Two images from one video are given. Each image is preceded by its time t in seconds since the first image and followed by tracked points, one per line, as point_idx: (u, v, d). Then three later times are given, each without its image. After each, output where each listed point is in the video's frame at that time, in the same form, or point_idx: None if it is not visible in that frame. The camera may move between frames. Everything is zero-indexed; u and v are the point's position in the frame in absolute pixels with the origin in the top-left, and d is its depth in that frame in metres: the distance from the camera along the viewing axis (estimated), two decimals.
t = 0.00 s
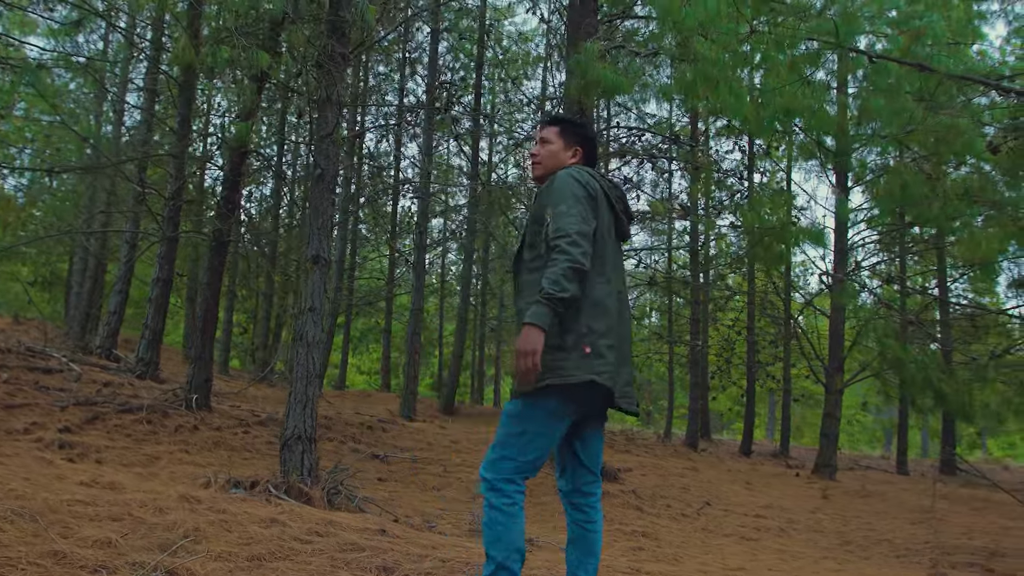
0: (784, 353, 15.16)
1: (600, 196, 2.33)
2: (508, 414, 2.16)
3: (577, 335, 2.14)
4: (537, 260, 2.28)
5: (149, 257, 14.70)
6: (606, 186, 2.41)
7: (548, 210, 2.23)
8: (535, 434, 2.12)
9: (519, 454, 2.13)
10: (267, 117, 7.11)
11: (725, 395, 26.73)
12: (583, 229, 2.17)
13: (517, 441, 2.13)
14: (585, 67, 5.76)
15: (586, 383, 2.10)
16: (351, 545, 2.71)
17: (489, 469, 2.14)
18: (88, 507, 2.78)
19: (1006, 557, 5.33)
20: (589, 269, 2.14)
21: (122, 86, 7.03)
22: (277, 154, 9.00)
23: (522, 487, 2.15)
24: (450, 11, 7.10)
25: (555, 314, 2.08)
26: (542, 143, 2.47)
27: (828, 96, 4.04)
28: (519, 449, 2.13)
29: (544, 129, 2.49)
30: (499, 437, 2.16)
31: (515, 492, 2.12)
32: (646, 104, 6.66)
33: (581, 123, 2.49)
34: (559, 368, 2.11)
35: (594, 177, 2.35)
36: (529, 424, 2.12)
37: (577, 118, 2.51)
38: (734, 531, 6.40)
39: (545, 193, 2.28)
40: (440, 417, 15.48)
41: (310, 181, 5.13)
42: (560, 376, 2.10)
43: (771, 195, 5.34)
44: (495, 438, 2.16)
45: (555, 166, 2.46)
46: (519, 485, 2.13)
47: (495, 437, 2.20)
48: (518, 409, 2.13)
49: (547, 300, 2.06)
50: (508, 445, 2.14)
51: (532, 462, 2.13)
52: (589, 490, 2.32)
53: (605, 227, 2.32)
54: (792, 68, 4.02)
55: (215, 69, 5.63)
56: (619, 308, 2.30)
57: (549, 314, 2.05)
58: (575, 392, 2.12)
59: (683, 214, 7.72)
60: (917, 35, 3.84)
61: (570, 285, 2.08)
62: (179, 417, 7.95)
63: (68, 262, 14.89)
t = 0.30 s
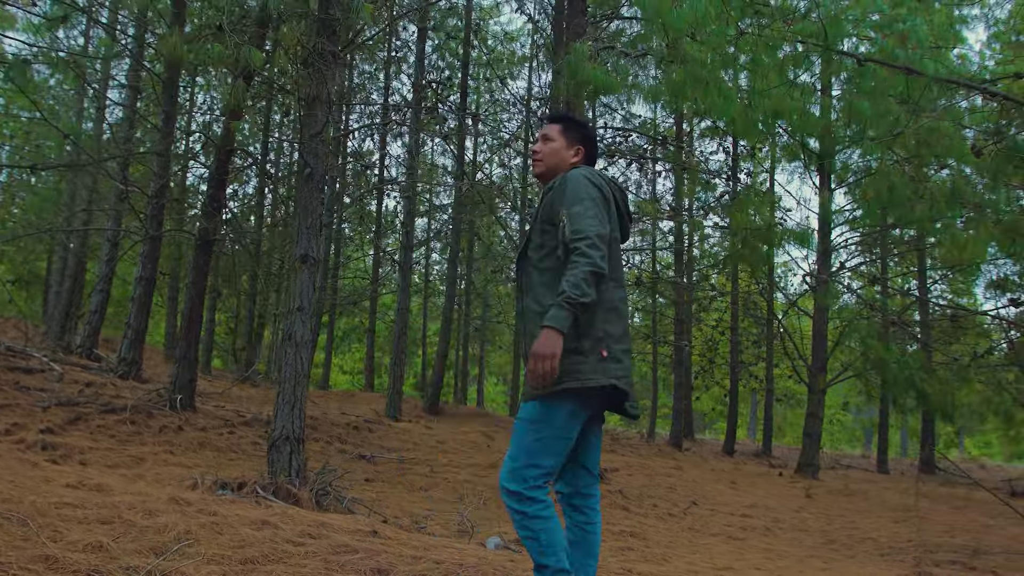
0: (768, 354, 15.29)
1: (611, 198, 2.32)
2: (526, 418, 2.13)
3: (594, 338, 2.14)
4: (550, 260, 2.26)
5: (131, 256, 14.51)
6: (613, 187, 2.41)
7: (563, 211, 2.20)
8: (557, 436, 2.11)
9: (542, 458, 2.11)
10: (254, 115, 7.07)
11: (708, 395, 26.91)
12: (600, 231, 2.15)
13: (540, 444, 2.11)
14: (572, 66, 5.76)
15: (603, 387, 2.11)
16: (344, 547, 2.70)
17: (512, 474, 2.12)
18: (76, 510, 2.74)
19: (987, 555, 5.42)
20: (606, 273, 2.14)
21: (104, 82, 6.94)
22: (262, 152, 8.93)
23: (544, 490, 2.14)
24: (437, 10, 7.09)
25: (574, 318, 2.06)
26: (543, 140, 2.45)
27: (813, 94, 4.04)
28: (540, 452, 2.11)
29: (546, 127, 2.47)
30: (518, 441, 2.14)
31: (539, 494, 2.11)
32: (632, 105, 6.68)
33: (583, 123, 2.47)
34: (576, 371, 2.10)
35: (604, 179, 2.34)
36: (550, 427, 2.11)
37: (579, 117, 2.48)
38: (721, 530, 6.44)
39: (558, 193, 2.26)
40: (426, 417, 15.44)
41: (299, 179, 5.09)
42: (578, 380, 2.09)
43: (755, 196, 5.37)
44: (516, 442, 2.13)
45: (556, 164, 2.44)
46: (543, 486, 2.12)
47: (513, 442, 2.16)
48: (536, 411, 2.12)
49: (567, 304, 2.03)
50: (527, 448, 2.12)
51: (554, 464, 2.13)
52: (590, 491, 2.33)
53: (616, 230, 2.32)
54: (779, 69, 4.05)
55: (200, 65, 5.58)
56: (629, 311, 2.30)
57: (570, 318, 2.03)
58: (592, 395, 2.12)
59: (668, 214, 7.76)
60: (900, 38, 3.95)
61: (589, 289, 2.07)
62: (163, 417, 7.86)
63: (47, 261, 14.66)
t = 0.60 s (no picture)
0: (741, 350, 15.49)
1: (614, 197, 2.19)
2: (550, 427, 1.96)
3: (601, 340, 1.97)
4: (550, 259, 2.10)
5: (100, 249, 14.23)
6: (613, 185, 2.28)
7: (570, 210, 2.05)
8: (583, 439, 2.00)
9: (575, 466, 1.98)
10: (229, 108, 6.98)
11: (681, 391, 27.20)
12: (610, 233, 2.02)
13: (570, 453, 1.97)
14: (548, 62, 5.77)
15: (613, 388, 1.95)
16: (329, 545, 2.67)
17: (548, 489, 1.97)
18: (52, 510, 2.68)
19: (956, 548, 5.55)
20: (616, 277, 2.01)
21: (73, 72, 6.78)
22: (236, 145, 8.80)
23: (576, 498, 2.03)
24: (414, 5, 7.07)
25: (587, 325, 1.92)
26: (538, 131, 2.29)
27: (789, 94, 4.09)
28: (572, 459, 1.97)
29: (542, 116, 2.31)
30: (547, 452, 1.97)
31: (576, 502, 1.99)
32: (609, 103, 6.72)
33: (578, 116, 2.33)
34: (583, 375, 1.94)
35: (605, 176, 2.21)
36: (576, 432, 1.97)
37: (575, 110, 2.35)
38: (697, 525, 6.50)
39: (563, 190, 2.10)
40: (401, 413, 15.37)
41: (278, 174, 5.02)
42: (587, 385, 1.92)
43: (727, 193, 5.41)
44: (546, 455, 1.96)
45: (552, 156, 2.27)
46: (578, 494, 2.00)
47: (540, 453, 1.98)
48: (559, 418, 1.95)
49: (582, 311, 1.89)
50: (558, 459, 1.96)
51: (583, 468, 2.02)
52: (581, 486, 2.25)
53: (619, 231, 2.19)
54: (754, 68, 4.09)
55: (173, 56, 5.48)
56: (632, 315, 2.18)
57: (587, 326, 1.88)
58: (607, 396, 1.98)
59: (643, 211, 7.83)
60: (873, 40, 4.05)
61: (602, 295, 1.93)
62: (136, 414, 7.73)
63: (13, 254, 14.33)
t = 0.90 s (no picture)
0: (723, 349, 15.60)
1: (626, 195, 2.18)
2: (566, 425, 1.92)
3: (617, 337, 1.92)
4: (564, 253, 2.07)
5: (79, 247, 14.03)
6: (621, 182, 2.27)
7: (587, 204, 2.03)
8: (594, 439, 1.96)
9: (588, 465, 1.94)
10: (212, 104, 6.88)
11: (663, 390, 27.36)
12: (629, 231, 2.01)
13: (585, 451, 1.93)
14: (538, 58, 5.76)
15: (629, 389, 1.91)
16: (320, 546, 2.66)
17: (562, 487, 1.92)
18: (37, 512, 2.63)
19: (938, 545, 5.63)
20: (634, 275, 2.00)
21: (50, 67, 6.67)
22: (217, 142, 8.69)
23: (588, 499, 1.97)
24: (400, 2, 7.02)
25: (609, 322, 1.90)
26: (543, 120, 2.25)
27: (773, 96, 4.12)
28: (587, 458, 1.94)
29: (546, 106, 2.27)
30: (562, 451, 1.92)
31: (590, 502, 1.94)
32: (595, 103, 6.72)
33: (583, 107, 2.30)
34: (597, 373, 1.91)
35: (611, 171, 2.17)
36: (589, 431, 1.93)
37: (578, 99, 2.33)
38: (682, 524, 6.53)
39: (579, 184, 2.07)
40: (383, 412, 15.33)
41: (262, 171, 4.96)
42: (601, 384, 1.89)
43: (710, 193, 5.44)
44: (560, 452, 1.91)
45: (557, 146, 2.25)
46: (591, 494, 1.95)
47: (554, 451, 1.93)
48: (573, 417, 1.91)
49: (607, 308, 1.87)
50: (574, 457, 1.92)
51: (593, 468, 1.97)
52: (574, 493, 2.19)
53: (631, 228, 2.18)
54: (737, 70, 4.12)
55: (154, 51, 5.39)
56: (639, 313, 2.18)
57: (610, 323, 1.86)
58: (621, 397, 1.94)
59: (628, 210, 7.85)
60: (856, 40, 4.04)
61: (624, 293, 1.92)
62: (116, 413, 7.62)
63: None
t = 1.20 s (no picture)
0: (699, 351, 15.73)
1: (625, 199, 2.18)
2: (572, 429, 1.90)
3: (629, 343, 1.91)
4: (570, 257, 2.03)
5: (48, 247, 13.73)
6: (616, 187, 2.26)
7: (597, 208, 2.00)
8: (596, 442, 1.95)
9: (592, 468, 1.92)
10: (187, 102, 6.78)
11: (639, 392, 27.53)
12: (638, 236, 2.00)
13: (590, 453, 1.91)
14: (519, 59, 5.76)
15: (640, 399, 1.88)
16: (303, 552, 2.63)
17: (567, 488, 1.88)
18: (11, 519, 2.57)
19: (912, 546, 5.72)
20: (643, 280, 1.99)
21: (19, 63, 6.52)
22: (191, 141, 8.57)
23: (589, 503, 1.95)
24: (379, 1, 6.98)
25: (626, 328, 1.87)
26: (542, 117, 2.21)
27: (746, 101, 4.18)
28: (591, 462, 1.92)
29: (543, 102, 2.23)
30: (568, 455, 1.89)
31: (593, 507, 1.92)
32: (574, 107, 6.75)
33: (579, 104, 2.27)
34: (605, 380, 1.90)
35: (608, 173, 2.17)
36: (594, 435, 1.92)
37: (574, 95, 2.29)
38: (660, 526, 6.56)
39: (588, 187, 2.04)
40: (360, 415, 15.23)
41: (241, 171, 4.89)
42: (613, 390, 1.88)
43: (687, 196, 5.48)
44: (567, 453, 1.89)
45: (556, 144, 2.22)
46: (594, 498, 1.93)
47: (560, 453, 1.90)
48: (581, 419, 1.90)
49: (626, 313, 1.84)
50: (579, 461, 1.89)
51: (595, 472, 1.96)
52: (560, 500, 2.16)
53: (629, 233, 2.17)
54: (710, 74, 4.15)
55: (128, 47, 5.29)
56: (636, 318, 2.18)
57: (630, 328, 1.84)
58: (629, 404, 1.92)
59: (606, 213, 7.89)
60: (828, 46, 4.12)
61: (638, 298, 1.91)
62: (88, 417, 7.47)
63: None
